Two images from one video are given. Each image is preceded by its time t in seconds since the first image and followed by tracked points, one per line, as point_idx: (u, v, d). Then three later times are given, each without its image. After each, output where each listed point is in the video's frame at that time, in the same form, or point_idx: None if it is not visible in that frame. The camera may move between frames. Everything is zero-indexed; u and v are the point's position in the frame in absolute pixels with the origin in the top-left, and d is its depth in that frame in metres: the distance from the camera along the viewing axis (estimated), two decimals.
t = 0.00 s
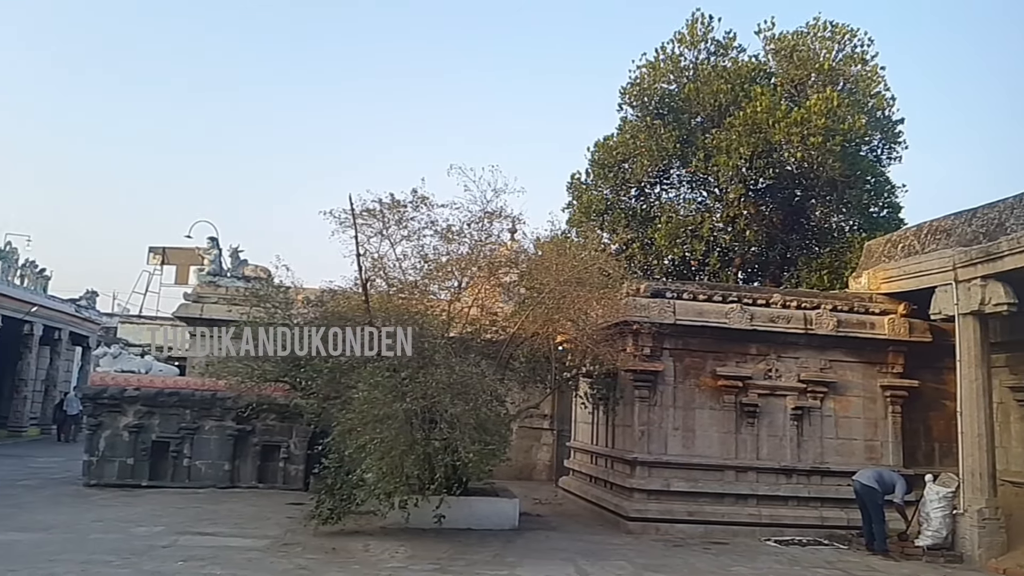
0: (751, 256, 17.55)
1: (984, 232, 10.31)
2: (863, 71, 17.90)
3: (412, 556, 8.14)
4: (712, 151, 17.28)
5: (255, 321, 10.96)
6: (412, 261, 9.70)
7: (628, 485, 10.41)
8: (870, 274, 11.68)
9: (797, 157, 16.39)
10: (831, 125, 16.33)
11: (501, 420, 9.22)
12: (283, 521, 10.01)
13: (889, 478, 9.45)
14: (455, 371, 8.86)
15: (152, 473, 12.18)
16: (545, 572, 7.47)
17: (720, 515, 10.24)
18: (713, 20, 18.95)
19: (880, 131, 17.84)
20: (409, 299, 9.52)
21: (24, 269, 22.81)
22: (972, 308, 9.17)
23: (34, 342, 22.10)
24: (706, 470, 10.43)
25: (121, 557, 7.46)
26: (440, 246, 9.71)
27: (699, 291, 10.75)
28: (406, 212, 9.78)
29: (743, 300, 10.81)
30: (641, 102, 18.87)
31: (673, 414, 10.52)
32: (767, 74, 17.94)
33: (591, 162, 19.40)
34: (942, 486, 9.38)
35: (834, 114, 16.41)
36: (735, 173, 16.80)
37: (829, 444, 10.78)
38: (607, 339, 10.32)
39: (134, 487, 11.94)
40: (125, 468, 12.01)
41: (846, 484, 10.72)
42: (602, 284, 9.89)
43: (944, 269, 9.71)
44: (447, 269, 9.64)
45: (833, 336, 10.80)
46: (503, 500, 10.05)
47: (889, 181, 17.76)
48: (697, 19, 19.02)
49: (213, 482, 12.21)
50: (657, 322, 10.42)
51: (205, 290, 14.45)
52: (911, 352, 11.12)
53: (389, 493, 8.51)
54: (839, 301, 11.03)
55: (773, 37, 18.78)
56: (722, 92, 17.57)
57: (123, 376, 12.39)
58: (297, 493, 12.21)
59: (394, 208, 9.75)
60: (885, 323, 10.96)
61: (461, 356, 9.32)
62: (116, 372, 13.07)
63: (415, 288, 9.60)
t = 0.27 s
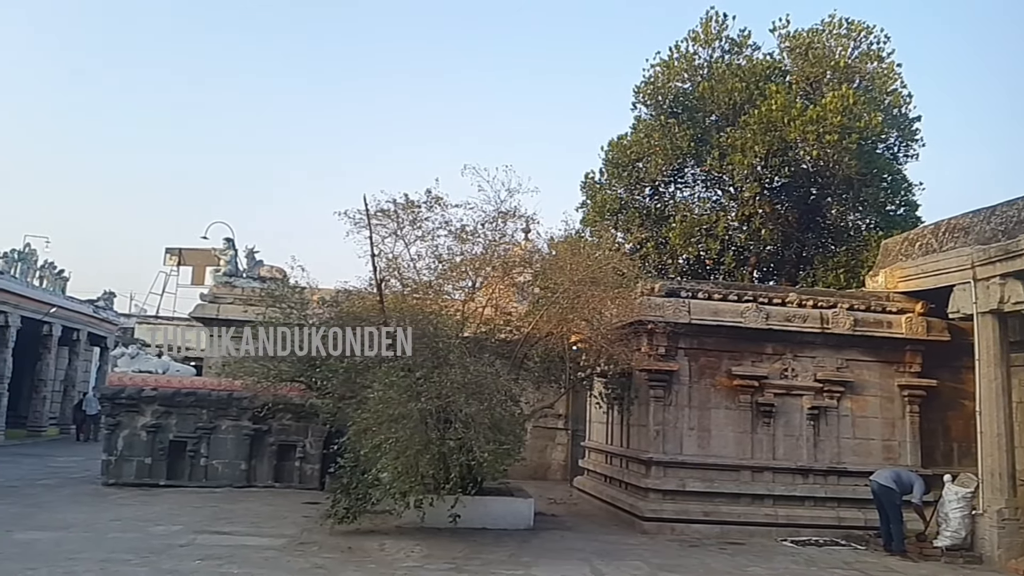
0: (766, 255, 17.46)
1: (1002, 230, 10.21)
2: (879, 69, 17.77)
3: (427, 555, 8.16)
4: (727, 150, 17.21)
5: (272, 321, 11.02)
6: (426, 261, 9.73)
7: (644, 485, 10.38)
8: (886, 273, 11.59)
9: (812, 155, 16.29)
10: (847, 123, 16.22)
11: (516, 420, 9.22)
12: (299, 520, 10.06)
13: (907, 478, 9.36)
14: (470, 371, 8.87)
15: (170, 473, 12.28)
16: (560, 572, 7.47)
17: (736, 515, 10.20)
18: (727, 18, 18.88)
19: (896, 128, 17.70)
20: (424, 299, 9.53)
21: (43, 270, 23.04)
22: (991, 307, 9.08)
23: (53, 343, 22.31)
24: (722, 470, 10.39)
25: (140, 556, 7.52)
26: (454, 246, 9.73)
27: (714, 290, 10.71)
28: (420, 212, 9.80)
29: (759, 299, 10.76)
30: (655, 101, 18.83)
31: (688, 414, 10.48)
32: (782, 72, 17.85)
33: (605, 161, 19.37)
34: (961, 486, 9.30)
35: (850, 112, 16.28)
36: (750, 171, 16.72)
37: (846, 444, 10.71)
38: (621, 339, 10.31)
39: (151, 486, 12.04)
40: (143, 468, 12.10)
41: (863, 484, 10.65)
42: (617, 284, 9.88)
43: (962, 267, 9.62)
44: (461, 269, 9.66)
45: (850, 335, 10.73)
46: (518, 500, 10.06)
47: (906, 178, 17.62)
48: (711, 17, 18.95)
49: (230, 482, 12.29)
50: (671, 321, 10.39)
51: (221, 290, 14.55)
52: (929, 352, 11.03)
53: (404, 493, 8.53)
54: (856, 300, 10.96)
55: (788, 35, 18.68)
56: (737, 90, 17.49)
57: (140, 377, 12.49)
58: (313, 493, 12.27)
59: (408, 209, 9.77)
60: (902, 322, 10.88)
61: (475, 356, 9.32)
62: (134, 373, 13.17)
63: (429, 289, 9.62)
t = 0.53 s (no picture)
0: (782, 254, 17.36)
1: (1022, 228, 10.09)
2: (896, 66, 17.63)
3: (442, 554, 8.17)
4: (742, 148, 17.13)
5: (287, 321, 11.08)
6: (440, 261, 9.74)
7: (659, 485, 10.36)
8: (904, 272, 11.50)
9: (828, 153, 16.18)
10: (864, 121, 16.10)
11: (530, 419, 9.22)
12: (314, 519, 10.11)
13: (925, 479, 9.28)
14: (484, 370, 8.86)
15: (187, 472, 12.37)
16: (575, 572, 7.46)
17: (752, 515, 10.15)
18: (742, 16, 18.79)
19: (914, 126, 17.55)
20: (439, 299, 9.54)
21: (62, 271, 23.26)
22: (1010, 305, 8.98)
23: (72, 343, 22.54)
24: (738, 470, 10.35)
25: (157, 554, 7.58)
26: (468, 246, 9.75)
27: (730, 289, 10.67)
28: (434, 212, 9.82)
29: (774, 298, 10.71)
30: (669, 99, 18.78)
31: (703, 414, 10.45)
32: (797, 70, 17.74)
33: (619, 160, 19.34)
34: (980, 487, 9.27)
35: (866, 109, 16.16)
36: (765, 170, 16.64)
37: (863, 444, 10.63)
38: (636, 339, 10.29)
39: (169, 485, 12.14)
40: (160, 467, 12.20)
41: (880, 485, 10.57)
42: (631, 283, 9.86)
43: (980, 265, 9.52)
44: (475, 269, 9.68)
45: (866, 334, 10.65)
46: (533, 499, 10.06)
47: (924, 176, 17.47)
48: (726, 15, 18.87)
49: (246, 481, 12.37)
50: (686, 321, 10.36)
51: (237, 290, 14.64)
52: (947, 351, 10.92)
53: (419, 492, 8.55)
54: (873, 299, 10.88)
55: (804, 32, 18.58)
56: (752, 88, 17.41)
57: (158, 376, 12.59)
58: (328, 492, 12.32)
59: (422, 209, 9.79)
60: (920, 321, 10.78)
61: (490, 356, 9.31)
62: (151, 372, 13.28)
63: (444, 288, 9.63)
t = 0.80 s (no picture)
0: (797, 253, 17.26)
1: None
2: (912, 63, 17.50)
3: (457, 553, 8.19)
4: (757, 147, 17.04)
5: (302, 321, 11.11)
6: (454, 261, 9.76)
7: (673, 485, 10.33)
8: (921, 271, 11.44)
9: (844, 151, 16.03)
10: (880, 119, 15.98)
11: (544, 419, 9.22)
12: (330, 517, 10.16)
13: (943, 479, 9.21)
14: (498, 370, 8.85)
15: (203, 471, 12.46)
16: (589, 571, 7.46)
17: (768, 515, 10.11)
18: (756, 13, 18.72)
19: (930, 123, 17.42)
20: (452, 299, 9.55)
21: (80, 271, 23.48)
22: None
23: (89, 342, 22.75)
24: (753, 470, 10.31)
25: (175, 552, 7.65)
26: (482, 246, 9.76)
27: (744, 289, 10.63)
28: (448, 212, 9.84)
29: (790, 297, 10.66)
30: (683, 98, 18.73)
31: (718, 413, 10.41)
32: (812, 67, 17.64)
33: (633, 159, 19.31)
34: (998, 487, 9.14)
35: (882, 107, 16.05)
36: (780, 168, 16.56)
37: (880, 444, 10.56)
38: (650, 338, 10.28)
39: (186, 484, 12.23)
40: (177, 466, 12.30)
41: (897, 485, 10.49)
42: (646, 282, 9.84)
43: (998, 264, 9.44)
44: (489, 269, 9.69)
45: (883, 334, 10.58)
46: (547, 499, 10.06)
47: (941, 174, 17.32)
48: (740, 13, 18.80)
49: (262, 479, 12.44)
50: (701, 320, 10.32)
51: (252, 290, 14.73)
52: (964, 350, 10.84)
53: (434, 491, 8.56)
54: (889, 298, 10.80)
55: (819, 30, 18.47)
56: (767, 86, 17.32)
57: (174, 376, 12.69)
58: (343, 491, 12.38)
59: (436, 209, 9.81)
60: (937, 320, 10.70)
61: (504, 355, 9.29)
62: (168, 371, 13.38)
63: (458, 288, 9.64)
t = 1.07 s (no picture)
0: (813, 250, 17.13)
1: None
2: (930, 59, 17.35)
3: (472, 551, 8.21)
4: (773, 144, 16.95)
5: (319, 321, 11.05)
6: (468, 259, 9.76)
7: (688, 483, 10.30)
8: (940, 268, 11.39)
9: (860, 147, 15.93)
10: (897, 115, 15.80)
11: (558, 417, 9.22)
12: (346, 515, 10.20)
13: (962, 478, 9.14)
14: (512, 367, 8.86)
15: (220, 468, 12.55)
16: (604, 569, 7.45)
17: (784, 514, 10.06)
18: (772, 10, 18.62)
19: (948, 120, 17.26)
20: (467, 297, 9.55)
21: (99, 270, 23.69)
22: None
23: (107, 340, 22.96)
24: (769, 469, 10.26)
25: (192, 549, 7.71)
26: (496, 244, 9.76)
27: (760, 287, 10.59)
28: (462, 211, 9.85)
29: (806, 295, 10.60)
30: (698, 95, 18.67)
31: (734, 412, 10.37)
32: (828, 64, 17.53)
33: (647, 157, 19.27)
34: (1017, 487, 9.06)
35: (900, 103, 15.87)
36: (796, 165, 16.45)
37: (897, 442, 10.48)
38: (664, 336, 10.26)
39: (203, 481, 12.32)
40: (194, 463, 12.39)
41: (915, 484, 10.41)
42: (660, 280, 9.82)
43: (1018, 261, 9.36)
44: (503, 267, 9.68)
45: (900, 331, 10.50)
46: (562, 497, 10.06)
47: (959, 171, 17.16)
48: (756, 9, 18.71)
49: (278, 477, 12.51)
50: (716, 318, 10.28)
51: (268, 289, 14.81)
52: (983, 348, 10.73)
53: (449, 489, 8.58)
54: (907, 296, 10.72)
55: (835, 26, 18.35)
56: (783, 83, 17.21)
57: (191, 374, 12.78)
58: (359, 488, 12.43)
59: (450, 208, 9.82)
60: (955, 318, 10.61)
61: (518, 353, 9.31)
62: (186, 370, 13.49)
63: (472, 286, 9.64)
